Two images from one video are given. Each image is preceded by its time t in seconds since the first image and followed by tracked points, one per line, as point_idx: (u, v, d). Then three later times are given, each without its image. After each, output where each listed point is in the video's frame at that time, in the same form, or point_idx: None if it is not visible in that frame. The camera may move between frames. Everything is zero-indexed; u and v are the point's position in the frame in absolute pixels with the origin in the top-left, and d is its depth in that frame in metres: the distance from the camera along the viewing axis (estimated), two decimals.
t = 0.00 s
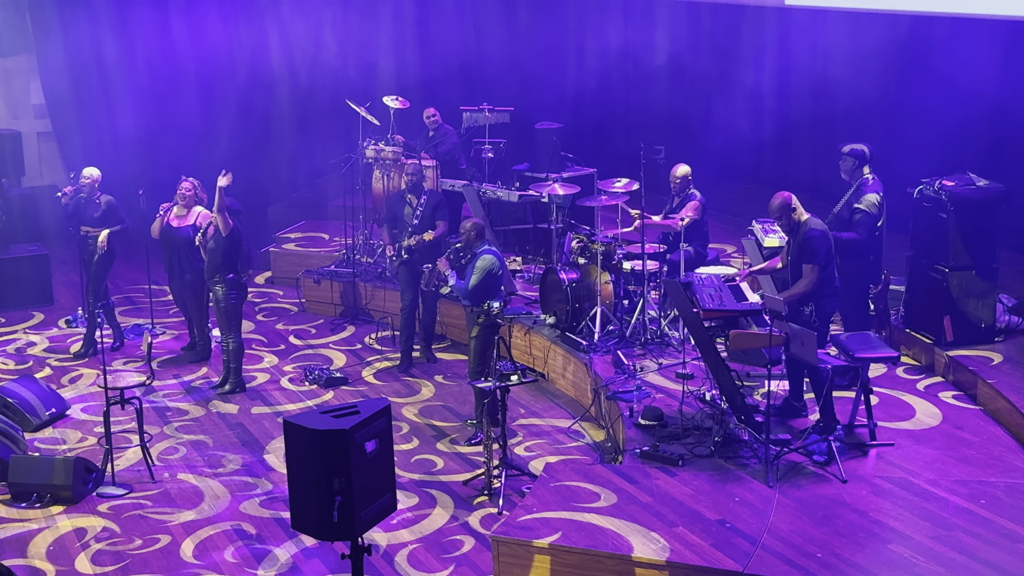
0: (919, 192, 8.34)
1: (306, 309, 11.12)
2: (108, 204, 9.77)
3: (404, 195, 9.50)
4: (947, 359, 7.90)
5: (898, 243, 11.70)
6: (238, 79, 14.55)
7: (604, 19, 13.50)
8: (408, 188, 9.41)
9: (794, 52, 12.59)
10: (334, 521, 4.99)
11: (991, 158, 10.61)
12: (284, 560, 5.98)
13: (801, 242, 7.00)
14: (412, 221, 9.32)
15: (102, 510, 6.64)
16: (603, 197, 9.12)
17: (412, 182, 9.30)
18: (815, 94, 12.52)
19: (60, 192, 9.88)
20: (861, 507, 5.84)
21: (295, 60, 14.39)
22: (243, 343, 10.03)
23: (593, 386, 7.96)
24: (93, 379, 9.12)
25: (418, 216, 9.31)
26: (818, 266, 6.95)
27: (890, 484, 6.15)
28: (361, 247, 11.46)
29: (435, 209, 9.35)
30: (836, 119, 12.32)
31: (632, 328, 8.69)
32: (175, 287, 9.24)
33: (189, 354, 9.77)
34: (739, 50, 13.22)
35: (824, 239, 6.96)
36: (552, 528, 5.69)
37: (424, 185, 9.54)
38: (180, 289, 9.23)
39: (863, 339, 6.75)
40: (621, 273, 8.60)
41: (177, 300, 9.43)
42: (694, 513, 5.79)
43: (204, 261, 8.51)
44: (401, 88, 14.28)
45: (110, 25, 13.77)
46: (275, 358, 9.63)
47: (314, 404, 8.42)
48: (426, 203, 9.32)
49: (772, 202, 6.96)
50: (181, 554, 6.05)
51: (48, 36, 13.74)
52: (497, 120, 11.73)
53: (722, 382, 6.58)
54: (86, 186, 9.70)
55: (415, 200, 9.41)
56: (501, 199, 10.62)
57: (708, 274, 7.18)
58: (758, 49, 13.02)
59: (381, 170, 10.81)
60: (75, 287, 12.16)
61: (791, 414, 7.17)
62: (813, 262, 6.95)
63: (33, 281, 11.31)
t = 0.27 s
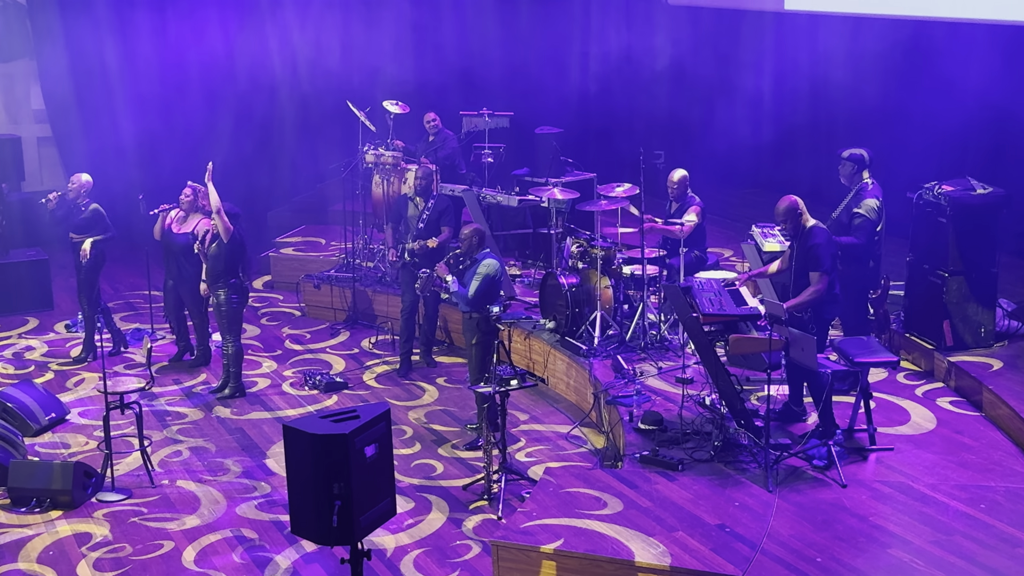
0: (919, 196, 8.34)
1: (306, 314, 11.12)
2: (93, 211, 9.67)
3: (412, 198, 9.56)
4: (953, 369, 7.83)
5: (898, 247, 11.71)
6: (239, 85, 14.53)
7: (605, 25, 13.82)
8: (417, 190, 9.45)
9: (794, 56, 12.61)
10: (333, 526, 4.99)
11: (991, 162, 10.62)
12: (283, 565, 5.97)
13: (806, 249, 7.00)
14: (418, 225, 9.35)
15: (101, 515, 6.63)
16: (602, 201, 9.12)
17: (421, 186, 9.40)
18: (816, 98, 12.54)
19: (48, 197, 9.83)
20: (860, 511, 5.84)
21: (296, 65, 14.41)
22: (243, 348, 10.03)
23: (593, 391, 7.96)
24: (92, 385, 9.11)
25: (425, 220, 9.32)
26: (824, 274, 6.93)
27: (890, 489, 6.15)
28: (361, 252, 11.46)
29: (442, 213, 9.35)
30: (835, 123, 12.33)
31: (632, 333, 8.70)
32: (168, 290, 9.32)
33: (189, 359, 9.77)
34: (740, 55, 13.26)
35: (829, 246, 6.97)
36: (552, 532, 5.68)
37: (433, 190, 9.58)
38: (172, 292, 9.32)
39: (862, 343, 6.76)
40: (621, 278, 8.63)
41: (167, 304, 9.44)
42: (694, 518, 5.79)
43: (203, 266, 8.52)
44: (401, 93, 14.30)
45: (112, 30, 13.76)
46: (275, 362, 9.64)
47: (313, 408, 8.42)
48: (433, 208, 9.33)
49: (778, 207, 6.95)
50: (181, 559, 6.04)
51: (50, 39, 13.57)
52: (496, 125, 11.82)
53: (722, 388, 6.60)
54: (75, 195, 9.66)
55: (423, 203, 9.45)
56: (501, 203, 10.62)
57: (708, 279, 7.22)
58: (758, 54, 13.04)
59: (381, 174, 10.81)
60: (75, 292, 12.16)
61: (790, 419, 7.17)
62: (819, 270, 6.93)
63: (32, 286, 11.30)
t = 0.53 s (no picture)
0: (917, 199, 8.36)
1: (304, 319, 11.11)
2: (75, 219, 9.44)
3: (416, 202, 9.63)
4: (953, 373, 7.80)
5: (896, 251, 11.72)
6: (238, 90, 14.59)
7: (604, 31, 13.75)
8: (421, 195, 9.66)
9: (793, 61, 12.63)
10: (332, 531, 4.99)
11: (988, 165, 10.64)
12: (282, 570, 5.97)
13: (806, 254, 7.01)
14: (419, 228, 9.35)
15: (101, 520, 6.63)
16: (601, 206, 9.12)
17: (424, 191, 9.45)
18: (814, 104, 12.56)
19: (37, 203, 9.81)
20: (859, 515, 5.84)
21: (293, 70, 14.44)
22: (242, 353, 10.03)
23: (592, 395, 7.96)
24: (90, 390, 9.11)
25: (426, 223, 9.33)
26: (823, 279, 6.97)
27: (889, 493, 6.15)
28: (360, 256, 11.46)
29: (443, 217, 9.36)
30: (833, 128, 12.36)
31: (631, 337, 8.70)
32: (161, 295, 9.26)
33: (188, 364, 9.77)
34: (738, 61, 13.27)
35: (829, 252, 7.00)
36: (551, 537, 5.68)
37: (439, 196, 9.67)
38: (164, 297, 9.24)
39: (861, 347, 6.76)
40: (619, 282, 8.64)
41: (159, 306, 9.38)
42: (693, 522, 5.79)
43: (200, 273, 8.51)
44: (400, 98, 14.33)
45: (111, 35, 13.76)
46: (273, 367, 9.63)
47: (312, 413, 8.42)
48: (435, 212, 9.35)
49: (773, 213, 6.97)
50: (180, 564, 6.04)
51: (48, 45, 13.47)
52: (494, 130, 11.80)
53: (720, 392, 6.62)
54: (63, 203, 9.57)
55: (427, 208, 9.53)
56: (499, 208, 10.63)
57: (704, 283, 7.15)
58: (755, 60, 13.07)
59: (380, 179, 10.80)
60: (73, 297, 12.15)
61: (789, 424, 7.16)
62: (819, 274, 6.97)
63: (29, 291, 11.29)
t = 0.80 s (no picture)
0: (915, 203, 8.36)
1: (303, 323, 11.12)
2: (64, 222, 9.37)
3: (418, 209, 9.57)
4: (953, 376, 7.78)
5: (894, 255, 11.72)
6: (236, 94, 14.64)
7: (602, 34, 13.72)
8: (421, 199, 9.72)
9: (792, 66, 12.64)
10: (330, 535, 4.99)
11: (986, 169, 10.65)
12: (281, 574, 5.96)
13: (796, 255, 6.98)
14: (417, 229, 9.33)
15: (99, 525, 6.63)
16: (599, 210, 9.12)
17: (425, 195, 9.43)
18: (812, 108, 12.56)
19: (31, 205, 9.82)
20: (858, 519, 5.84)
21: (291, 74, 14.48)
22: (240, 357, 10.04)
23: (590, 399, 7.97)
24: (89, 395, 9.11)
25: (425, 226, 9.31)
26: (814, 282, 6.93)
27: (887, 496, 6.15)
28: (359, 260, 11.47)
29: (441, 221, 9.33)
30: (831, 132, 12.37)
31: (630, 341, 8.72)
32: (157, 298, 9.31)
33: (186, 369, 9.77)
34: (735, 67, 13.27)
35: (818, 254, 6.95)
36: (549, 541, 5.68)
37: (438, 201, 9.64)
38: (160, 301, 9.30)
39: (859, 351, 6.75)
40: (617, 286, 8.68)
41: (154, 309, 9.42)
42: (691, 526, 5.79)
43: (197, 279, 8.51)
44: (397, 103, 14.35)
45: (111, 40, 13.78)
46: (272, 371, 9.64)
47: (310, 418, 8.41)
48: (433, 215, 9.33)
49: (765, 217, 7.00)
50: (178, 569, 6.04)
51: (47, 49, 13.46)
52: (492, 134, 11.76)
53: (719, 396, 6.63)
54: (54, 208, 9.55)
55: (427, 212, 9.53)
56: (497, 211, 10.66)
57: (702, 287, 7.16)
58: (753, 64, 13.08)
59: (378, 183, 10.81)
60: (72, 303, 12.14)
61: (787, 427, 7.17)
62: (807, 278, 6.94)
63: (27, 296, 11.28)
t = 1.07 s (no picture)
0: (912, 205, 8.37)
1: (301, 326, 11.11)
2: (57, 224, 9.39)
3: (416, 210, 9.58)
4: (953, 379, 7.74)
5: (892, 257, 11.73)
6: (233, 96, 14.70)
7: (593, 35, 13.49)
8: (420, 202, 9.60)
9: (791, 69, 12.65)
10: (328, 538, 4.98)
11: (983, 171, 10.67)
12: None
13: (789, 246, 6.96)
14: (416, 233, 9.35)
15: (98, 528, 6.62)
16: (598, 213, 9.13)
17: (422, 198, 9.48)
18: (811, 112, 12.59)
19: (26, 206, 9.78)
20: (856, 521, 5.83)
21: (290, 77, 14.50)
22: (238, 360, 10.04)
23: (589, 402, 7.97)
24: (87, 398, 9.10)
25: (422, 229, 9.33)
26: (805, 272, 6.92)
27: (886, 498, 6.14)
28: (357, 263, 11.47)
29: (439, 224, 9.34)
30: (829, 134, 12.40)
31: (628, 343, 8.73)
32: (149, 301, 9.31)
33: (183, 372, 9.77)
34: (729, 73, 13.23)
35: (812, 245, 6.91)
36: (547, 544, 5.67)
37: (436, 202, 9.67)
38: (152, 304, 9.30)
39: (857, 353, 6.74)
40: (615, 288, 8.73)
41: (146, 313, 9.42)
42: (690, 528, 5.78)
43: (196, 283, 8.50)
44: (394, 106, 14.37)
45: (110, 43, 13.71)
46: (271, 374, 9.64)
47: (308, 421, 8.41)
48: (432, 218, 9.32)
49: (775, 201, 7.01)
50: (176, 572, 6.03)
51: (45, 54, 13.37)
52: (490, 137, 11.76)
53: (717, 398, 6.64)
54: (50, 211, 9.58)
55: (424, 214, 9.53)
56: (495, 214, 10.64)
57: (700, 289, 7.17)
58: (750, 67, 13.10)
59: (376, 186, 10.81)
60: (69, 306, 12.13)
61: (785, 429, 7.17)
62: (798, 268, 6.92)
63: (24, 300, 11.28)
